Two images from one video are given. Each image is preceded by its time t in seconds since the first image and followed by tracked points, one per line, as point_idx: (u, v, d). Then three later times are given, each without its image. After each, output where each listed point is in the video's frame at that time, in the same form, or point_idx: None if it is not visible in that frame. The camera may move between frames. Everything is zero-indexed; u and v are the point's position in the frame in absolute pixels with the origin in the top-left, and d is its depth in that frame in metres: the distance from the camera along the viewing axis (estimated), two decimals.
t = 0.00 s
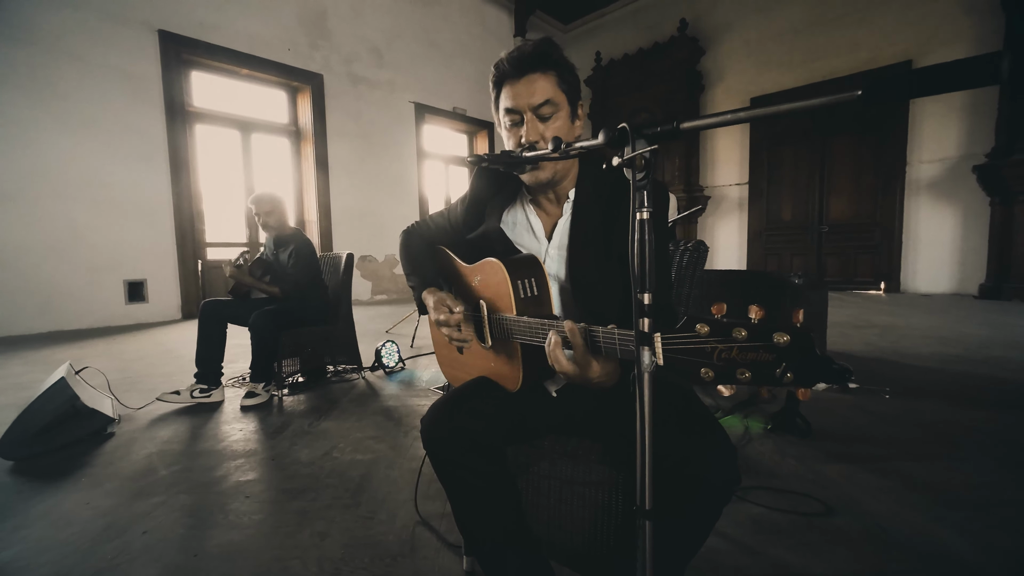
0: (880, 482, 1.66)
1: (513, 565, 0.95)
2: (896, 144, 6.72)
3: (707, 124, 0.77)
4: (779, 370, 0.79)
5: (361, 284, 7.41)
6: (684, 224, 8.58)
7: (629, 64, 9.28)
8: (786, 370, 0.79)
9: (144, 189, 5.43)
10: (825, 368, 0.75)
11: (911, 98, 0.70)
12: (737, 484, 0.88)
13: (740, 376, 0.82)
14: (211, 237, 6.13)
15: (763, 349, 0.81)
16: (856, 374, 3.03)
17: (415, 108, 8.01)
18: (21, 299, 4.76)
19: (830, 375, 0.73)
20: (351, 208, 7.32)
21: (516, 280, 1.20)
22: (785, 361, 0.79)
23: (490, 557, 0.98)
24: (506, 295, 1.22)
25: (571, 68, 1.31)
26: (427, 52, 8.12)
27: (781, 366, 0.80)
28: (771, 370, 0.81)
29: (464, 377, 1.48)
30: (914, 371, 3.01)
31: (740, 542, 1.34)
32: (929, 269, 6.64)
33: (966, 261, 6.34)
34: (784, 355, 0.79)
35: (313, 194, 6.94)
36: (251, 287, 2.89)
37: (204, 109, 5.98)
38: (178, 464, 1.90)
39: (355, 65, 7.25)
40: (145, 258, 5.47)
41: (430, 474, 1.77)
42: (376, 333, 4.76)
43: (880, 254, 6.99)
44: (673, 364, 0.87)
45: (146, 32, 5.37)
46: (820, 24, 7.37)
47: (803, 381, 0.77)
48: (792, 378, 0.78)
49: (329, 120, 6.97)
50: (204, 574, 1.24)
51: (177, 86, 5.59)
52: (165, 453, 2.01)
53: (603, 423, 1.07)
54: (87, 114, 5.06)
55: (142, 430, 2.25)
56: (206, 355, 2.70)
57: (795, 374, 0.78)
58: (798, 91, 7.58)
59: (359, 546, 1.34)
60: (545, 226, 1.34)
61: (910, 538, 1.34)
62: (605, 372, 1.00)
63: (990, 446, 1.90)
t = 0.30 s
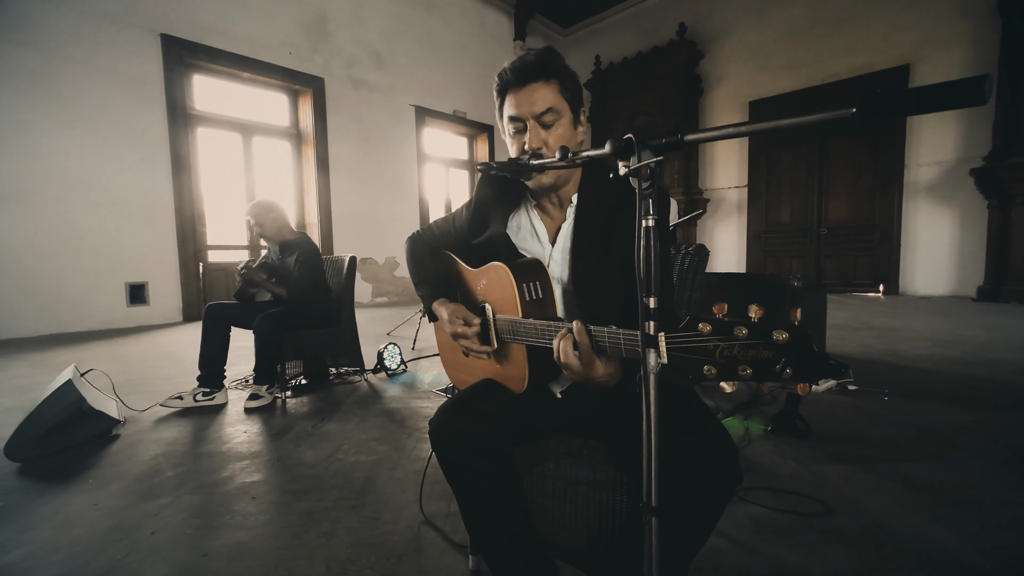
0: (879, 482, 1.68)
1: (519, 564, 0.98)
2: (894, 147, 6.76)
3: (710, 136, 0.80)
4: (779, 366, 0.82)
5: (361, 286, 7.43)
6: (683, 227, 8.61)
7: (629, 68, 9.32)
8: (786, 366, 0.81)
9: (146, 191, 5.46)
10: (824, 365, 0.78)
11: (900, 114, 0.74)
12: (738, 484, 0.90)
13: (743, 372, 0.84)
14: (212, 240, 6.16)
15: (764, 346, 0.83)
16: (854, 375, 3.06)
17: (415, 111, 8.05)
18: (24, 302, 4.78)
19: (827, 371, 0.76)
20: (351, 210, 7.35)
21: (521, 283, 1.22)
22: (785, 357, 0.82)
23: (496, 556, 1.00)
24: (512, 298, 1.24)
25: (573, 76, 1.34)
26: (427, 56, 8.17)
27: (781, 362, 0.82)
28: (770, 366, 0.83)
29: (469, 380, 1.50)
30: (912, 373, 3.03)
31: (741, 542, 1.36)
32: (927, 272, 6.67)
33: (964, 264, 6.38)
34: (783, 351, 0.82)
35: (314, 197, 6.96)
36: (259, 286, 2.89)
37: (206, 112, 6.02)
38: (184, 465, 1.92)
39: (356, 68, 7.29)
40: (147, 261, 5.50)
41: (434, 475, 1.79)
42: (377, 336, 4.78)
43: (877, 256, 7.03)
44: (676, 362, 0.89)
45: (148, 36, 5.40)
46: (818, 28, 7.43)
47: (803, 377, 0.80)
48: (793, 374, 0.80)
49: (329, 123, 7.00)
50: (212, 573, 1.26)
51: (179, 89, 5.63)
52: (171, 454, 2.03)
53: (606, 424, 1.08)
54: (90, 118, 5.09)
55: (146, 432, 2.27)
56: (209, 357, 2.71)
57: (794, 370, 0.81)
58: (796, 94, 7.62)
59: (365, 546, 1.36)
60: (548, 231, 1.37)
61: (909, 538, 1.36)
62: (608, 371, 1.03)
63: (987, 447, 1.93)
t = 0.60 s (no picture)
0: (878, 483, 1.70)
1: (522, 562, 0.99)
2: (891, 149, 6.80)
3: (711, 145, 0.83)
4: (779, 368, 0.83)
5: (361, 288, 7.45)
6: (683, 229, 8.64)
7: (628, 71, 9.37)
8: (786, 367, 0.83)
9: (147, 194, 5.48)
10: (824, 366, 0.79)
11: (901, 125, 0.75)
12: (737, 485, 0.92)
13: (744, 374, 0.86)
14: (213, 241, 6.18)
15: (765, 348, 0.85)
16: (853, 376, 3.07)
17: (415, 114, 8.07)
18: (26, 304, 4.79)
19: (827, 372, 0.77)
20: (352, 212, 7.37)
21: (525, 285, 1.24)
22: (786, 359, 0.83)
23: (499, 553, 1.01)
24: (515, 301, 1.26)
25: (576, 82, 1.35)
26: (428, 58, 8.21)
27: (781, 364, 0.84)
28: (770, 368, 0.85)
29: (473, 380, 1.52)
30: (911, 374, 3.06)
31: (742, 541, 1.38)
32: (926, 274, 6.69)
33: (963, 265, 6.40)
34: (784, 353, 0.83)
35: (314, 199, 6.98)
36: (261, 286, 2.91)
37: (207, 115, 6.05)
38: (187, 466, 1.93)
39: (357, 71, 7.32)
40: (148, 263, 5.51)
41: (437, 475, 1.80)
42: (378, 338, 4.80)
43: (876, 258, 7.05)
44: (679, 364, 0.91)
45: (150, 39, 5.43)
46: (816, 31, 7.48)
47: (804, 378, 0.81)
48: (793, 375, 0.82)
49: (330, 126, 7.03)
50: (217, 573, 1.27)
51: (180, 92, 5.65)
52: (174, 455, 2.04)
53: (607, 425, 1.09)
54: (94, 122, 5.12)
55: (149, 434, 2.28)
56: (212, 359, 2.72)
57: (794, 371, 0.82)
58: (794, 97, 7.67)
59: (369, 545, 1.37)
60: (551, 233, 1.39)
61: (907, 537, 1.38)
62: (613, 372, 1.04)
63: (985, 447, 1.94)
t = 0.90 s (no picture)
0: (876, 483, 1.71)
1: (523, 562, 1.00)
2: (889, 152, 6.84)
3: (710, 152, 0.84)
4: (773, 379, 0.84)
5: (361, 291, 7.46)
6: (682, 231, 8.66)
7: (627, 73, 9.40)
8: (779, 379, 0.83)
9: (148, 196, 5.49)
10: (817, 378, 0.79)
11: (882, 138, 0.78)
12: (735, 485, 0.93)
13: (738, 383, 0.87)
14: (213, 243, 6.20)
15: (759, 358, 0.85)
16: (852, 378, 3.09)
17: (415, 116, 8.10)
18: (27, 307, 4.80)
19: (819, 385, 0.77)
20: (352, 215, 7.39)
21: (526, 289, 1.25)
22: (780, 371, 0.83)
23: (501, 553, 1.02)
24: (517, 304, 1.28)
25: (578, 88, 1.37)
26: (428, 61, 8.25)
27: (774, 375, 0.84)
28: (764, 378, 0.86)
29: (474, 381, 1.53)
30: (909, 376, 3.07)
31: (741, 541, 1.39)
32: (925, 276, 6.71)
33: (961, 268, 6.42)
34: (777, 365, 0.84)
35: (314, 202, 6.99)
36: (261, 292, 2.93)
37: (207, 117, 6.07)
38: (189, 468, 1.94)
39: (357, 74, 7.35)
40: (149, 265, 5.52)
41: (437, 476, 1.81)
42: (378, 340, 4.81)
43: (875, 260, 7.07)
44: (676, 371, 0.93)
45: (151, 42, 5.45)
46: (814, 34, 7.52)
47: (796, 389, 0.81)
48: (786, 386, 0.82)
49: (330, 128, 7.05)
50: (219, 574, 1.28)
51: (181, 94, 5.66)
52: (176, 457, 2.05)
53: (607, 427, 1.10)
54: (96, 125, 5.14)
55: (150, 436, 2.28)
56: (213, 361, 2.73)
57: (787, 382, 0.83)
58: (793, 100, 7.70)
59: (371, 546, 1.38)
60: (553, 237, 1.41)
61: (904, 537, 1.39)
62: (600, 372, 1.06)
63: (982, 449, 1.96)
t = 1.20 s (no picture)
0: (874, 487, 1.71)
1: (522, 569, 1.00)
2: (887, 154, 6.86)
3: (709, 160, 0.83)
4: (771, 383, 0.84)
5: (361, 292, 7.46)
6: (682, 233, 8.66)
7: (626, 75, 9.42)
8: (777, 383, 0.83)
9: (146, 197, 5.48)
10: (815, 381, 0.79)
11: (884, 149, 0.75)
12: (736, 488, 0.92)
13: (736, 388, 0.87)
14: (212, 245, 6.20)
15: (757, 362, 0.85)
16: (850, 380, 3.09)
17: (415, 118, 8.10)
18: (25, 309, 4.79)
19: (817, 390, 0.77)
20: (351, 216, 7.38)
21: (525, 294, 1.25)
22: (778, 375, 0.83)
23: (500, 559, 1.02)
24: (516, 309, 1.28)
25: (581, 95, 1.37)
26: (427, 62, 8.25)
27: (773, 379, 0.84)
28: (762, 382, 0.86)
29: (473, 387, 1.53)
30: (907, 378, 3.08)
31: (740, 546, 1.38)
32: (923, 277, 6.72)
33: (960, 269, 6.43)
34: (775, 369, 0.84)
35: (314, 203, 6.99)
36: (258, 294, 2.92)
37: (206, 119, 6.07)
38: (187, 472, 1.93)
39: (356, 76, 7.35)
40: (148, 267, 5.52)
41: (436, 480, 1.81)
42: (377, 342, 4.80)
43: (874, 262, 7.08)
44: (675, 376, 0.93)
45: (151, 43, 5.45)
46: (813, 36, 7.53)
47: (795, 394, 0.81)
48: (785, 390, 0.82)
49: (329, 130, 7.05)
50: None
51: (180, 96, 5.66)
52: (174, 460, 2.04)
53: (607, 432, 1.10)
54: (95, 126, 5.14)
55: (149, 439, 2.28)
56: (211, 364, 2.73)
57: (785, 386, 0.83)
58: (791, 101, 7.71)
59: (370, 551, 1.38)
60: (552, 243, 1.40)
61: (902, 540, 1.39)
62: (591, 375, 1.08)
63: (982, 452, 1.95)
